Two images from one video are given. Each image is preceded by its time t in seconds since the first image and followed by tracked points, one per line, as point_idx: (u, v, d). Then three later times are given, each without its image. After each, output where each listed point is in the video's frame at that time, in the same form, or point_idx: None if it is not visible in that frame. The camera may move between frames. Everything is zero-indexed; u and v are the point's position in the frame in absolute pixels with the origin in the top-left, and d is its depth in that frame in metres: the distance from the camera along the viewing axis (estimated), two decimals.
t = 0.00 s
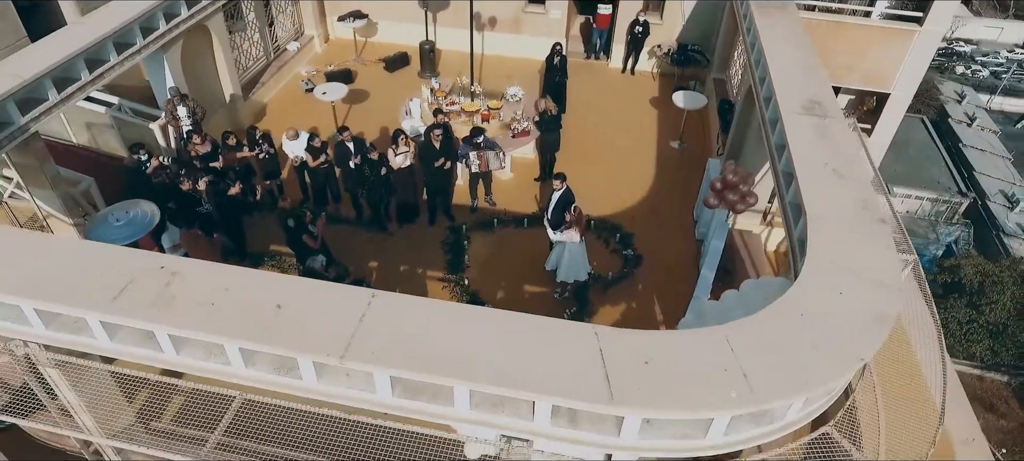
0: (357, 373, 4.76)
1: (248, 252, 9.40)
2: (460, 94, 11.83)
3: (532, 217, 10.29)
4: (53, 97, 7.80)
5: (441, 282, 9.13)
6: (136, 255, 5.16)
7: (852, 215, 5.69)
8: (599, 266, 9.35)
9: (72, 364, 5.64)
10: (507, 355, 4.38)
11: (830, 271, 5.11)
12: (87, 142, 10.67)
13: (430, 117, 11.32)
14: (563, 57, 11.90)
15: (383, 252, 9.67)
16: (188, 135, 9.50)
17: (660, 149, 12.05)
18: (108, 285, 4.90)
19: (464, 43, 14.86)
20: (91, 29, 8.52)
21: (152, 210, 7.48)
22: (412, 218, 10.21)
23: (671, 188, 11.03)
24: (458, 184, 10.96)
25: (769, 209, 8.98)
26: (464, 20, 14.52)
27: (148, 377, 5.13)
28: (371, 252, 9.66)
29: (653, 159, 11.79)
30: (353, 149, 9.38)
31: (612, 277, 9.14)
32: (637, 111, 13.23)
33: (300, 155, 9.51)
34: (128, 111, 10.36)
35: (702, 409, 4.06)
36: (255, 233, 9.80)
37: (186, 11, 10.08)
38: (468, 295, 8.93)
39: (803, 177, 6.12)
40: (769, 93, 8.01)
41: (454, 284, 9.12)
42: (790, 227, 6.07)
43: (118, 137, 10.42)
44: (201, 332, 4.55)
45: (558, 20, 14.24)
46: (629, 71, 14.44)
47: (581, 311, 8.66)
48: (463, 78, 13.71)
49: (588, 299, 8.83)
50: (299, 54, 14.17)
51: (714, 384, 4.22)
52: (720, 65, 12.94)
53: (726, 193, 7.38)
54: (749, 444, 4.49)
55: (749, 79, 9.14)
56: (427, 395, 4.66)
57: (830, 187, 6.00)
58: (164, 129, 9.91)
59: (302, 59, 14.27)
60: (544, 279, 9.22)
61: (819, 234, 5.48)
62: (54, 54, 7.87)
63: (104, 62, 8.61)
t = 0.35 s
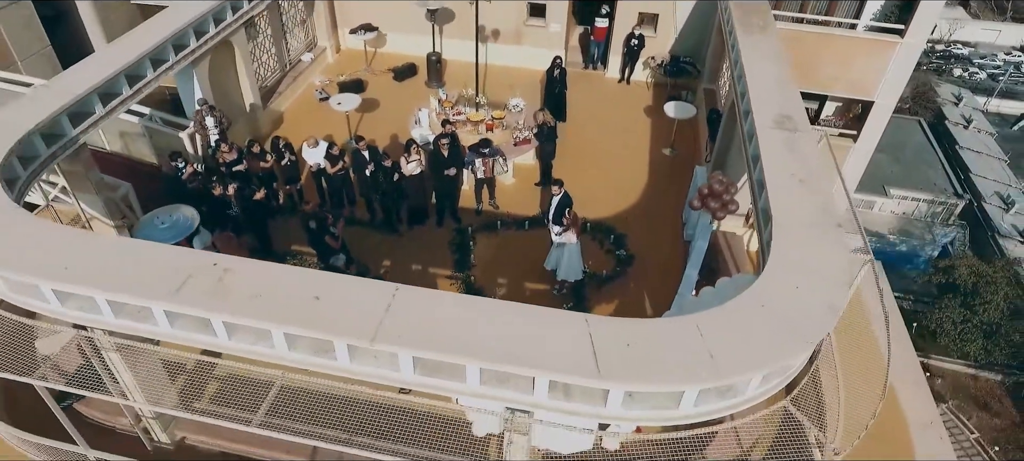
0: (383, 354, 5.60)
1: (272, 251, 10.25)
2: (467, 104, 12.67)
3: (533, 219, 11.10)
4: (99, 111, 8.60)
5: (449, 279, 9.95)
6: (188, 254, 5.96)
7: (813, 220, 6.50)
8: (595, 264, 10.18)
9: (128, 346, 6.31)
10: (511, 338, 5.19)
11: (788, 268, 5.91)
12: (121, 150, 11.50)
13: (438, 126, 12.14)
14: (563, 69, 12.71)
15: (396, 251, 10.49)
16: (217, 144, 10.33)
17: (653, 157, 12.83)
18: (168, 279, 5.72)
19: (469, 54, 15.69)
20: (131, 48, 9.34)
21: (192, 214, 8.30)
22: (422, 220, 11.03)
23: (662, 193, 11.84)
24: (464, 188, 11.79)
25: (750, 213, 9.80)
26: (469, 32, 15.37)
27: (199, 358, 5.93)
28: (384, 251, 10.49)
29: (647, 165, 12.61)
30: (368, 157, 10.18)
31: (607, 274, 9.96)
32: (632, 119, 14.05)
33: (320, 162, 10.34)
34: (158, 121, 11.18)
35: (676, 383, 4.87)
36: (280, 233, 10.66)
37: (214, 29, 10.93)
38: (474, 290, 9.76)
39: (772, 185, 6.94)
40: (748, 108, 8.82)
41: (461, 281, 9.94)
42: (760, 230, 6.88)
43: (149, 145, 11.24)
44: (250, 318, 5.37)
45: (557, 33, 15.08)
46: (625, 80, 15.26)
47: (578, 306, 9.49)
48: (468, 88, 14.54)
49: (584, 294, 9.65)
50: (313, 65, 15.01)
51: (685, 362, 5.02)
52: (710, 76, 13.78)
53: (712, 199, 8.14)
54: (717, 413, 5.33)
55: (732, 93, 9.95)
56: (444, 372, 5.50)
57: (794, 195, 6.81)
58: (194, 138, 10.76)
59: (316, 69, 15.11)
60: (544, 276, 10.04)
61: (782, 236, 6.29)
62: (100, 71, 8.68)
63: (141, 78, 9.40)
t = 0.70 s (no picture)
0: (405, 347, 6.45)
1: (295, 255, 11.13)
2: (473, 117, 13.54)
3: (534, 226, 11.95)
4: (140, 128, 9.46)
5: (458, 282, 10.79)
6: (232, 260, 6.80)
7: (783, 230, 7.32)
8: (591, 268, 11.03)
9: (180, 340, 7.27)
10: (516, 333, 6.04)
11: (757, 275, 6.73)
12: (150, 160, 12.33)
13: (446, 138, 12.98)
14: (563, 84, 13.53)
15: (408, 256, 11.33)
16: (242, 156, 11.18)
17: (647, 168, 13.63)
18: (216, 281, 6.56)
19: (473, 68, 16.53)
20: (166, 69, 10.18)
21: (227, 223, 9.18)
22: (432, 226, 11.89)
23: (655, 200, 12.70)
24: (470, 196, 12.64)
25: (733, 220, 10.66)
26: (474, 47, 16.22)
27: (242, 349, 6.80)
28: (397, 256, 11.33)
29: (641, 173, 13.45)
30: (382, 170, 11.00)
31: (602, 277, 10.82)
32: (628, 129, 14.92)
33: (338, 172, 11.21)
34: (186, 134, 12.18)
35: (659, 372, 5.71)
36: (302, 238, 11.52)
37: (238, 48, 11.77)
38: (481, 292, 10.59)
39: (749, 199, 7.78)
40: (730, 126, 9.67)
41: (468, 283, 10.78)
42: (738, 238, 7.73)
43: (176, 156, 12.14)
44: (290, 316, 6.21)
45: (557, 48, 15.93)
46: (622, 92, 16.10)
47: (577, 306, 10.33)
48: (473, 101, 15.36)
49: (582, 295, 10.49)
50: (326, 78, 15.89)
51: (665, 354, 5.86)
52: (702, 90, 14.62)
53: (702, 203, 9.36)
54: (692, 398, 6.19)
55: (718, 110, 10.80)
56: (459, 363, 6.35)
57: (766, 209, 7.64)
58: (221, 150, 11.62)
59: (329, 82, 15.97)
60: (545, 279, 10.88)
61: (754, 244, 7.12)
62: (140, 92, 9.52)
63: (175, 96, 10.24)
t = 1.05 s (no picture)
0: (423, 340, 7.31)
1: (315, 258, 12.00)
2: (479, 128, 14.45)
3: (536, 230, 12.81)
4: (176, 141, 10.32)
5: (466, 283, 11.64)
6: (270, 263, 7.67)
7: (760, 236, 8.18)
8: (589, 270, 11.88)
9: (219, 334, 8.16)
10: (522, 329, 6.89)
11: (735, 277, 7.59)
12: (178, 169, 13.19)
13: (454, 148, 13.85)
14: (565, 97, 14.41)
15: (419, 259, 12.18)
16: (265, 166, 12.04)
17: (643, 176, 14.49)
18: (256, 283, 7.42)
19: (479, 79, 17.41)
20: (197, 86, 11.05)
21: (257, 229, 10.08)
22: (441, 231, 12.77)
23: (649, 206, 13.56)
24: (477, 202, 13.51)
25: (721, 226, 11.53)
26: (479, 59, 17.11)
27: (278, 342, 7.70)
28: (409, 258, 12.18)
29: (636, 181, 14.33)
30: (395, 179, 11.85)
31: (599, 278, 11.67)
32: (624, 138, 15.80)
33: (355, 181, 12.08)
34: (212, 144, 13.02)
35: (648, 363, 6.57)
36: (321, 242, 12.37)
37: (262, 65, 12.64)
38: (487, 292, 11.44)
39: (731, 208, 8.65)
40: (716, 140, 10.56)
41: (476, 284, 11.63)
42: (720, 244, 8.61)
43: (203, 165, 13.00)
44: (323, 313, 7.08)
45: (558, 61, 16.81)
46: (620, 103, 16.97)
47: (576, 305, 11.17)
48: (479, 111, 16.23)
49: (580, 295, 11.32)
50: (339, 89, 16.78)
51: (653, 347, 6.72)
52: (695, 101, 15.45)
53: (689, 208, 10.14)
54: (676, 387, 7.05)
55: (707, 124, 11.68)
56: (471, 356, 7.20)
57: (745, 218, 8.50)
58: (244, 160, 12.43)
59: (342, 93, 16.84)
60: (546, 280, 11.72)
61: (734, 250, 7.98)
62: (176, 109, 10.39)
63: (206, 111, 11.12)
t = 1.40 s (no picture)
0: (440, 333, 8.23)
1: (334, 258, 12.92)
2: (486, 136, 15.41)
3: (539, 233, 13.72)
4: (209, 151, 11.24)
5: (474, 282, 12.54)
6: (303, 263, 8.58)
7: (741, 239, 9.11)
8: (588, 270, 12.78)
9: (255, 327, 9.08)
10: (529, 322, 7.78)
11: (718, 276, 8.49)
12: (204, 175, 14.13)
13: (462, 156, 14.79)
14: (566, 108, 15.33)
15: (430, 259, 13.09)
16: (287, 173, 12.95)
17: (639, 181, 15.40)
18: (290, 281, 8.32)
19: (484, 89, 18.37)
20: (226, 100, 11.96)
21: (286, 232, 11.09)
22: (451, 233, 13.69)
23: (645, 210, 14.47)
24: (484, 206, 14.44)
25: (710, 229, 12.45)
26: (485, 70, 18.09)
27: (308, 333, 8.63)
28: (421, 259, 13.09)
29: (633, 186, 15.24)
30: (408, 185, 12.72)
31: (597, 277, 12.56)
32: (622, 146, 16.71)
33: (370, 187, 13.01)
34: (237, 153, 13.95)
35: (638, 351, 7.46)
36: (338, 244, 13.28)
37: (283, 79, 13.57)
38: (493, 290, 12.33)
39: (715, 214, 9.59)
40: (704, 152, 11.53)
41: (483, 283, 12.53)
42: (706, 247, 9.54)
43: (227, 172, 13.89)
44: (352, 308, 7.98)
45: (559, 71, 17.78)
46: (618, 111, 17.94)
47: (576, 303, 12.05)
48: (484, 120, 17.18)
49: (580, 293, 12.19)
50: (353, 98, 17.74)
51: (645, 338, 7.61)
52: (689, 111, 16.40)
53: (681, 217, 11.16)
54: (664, 373, 7.94)
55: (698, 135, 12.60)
56: (482, 346, 8.10)
57: (728, 224, 9.41)
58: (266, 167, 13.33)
59: (355, 102, 17.79)
60: (548, 279, 12.62)
61: (718, 252, 8.90)
62: (208, 121, 11.32)
63: (234, 123, 12.04)
